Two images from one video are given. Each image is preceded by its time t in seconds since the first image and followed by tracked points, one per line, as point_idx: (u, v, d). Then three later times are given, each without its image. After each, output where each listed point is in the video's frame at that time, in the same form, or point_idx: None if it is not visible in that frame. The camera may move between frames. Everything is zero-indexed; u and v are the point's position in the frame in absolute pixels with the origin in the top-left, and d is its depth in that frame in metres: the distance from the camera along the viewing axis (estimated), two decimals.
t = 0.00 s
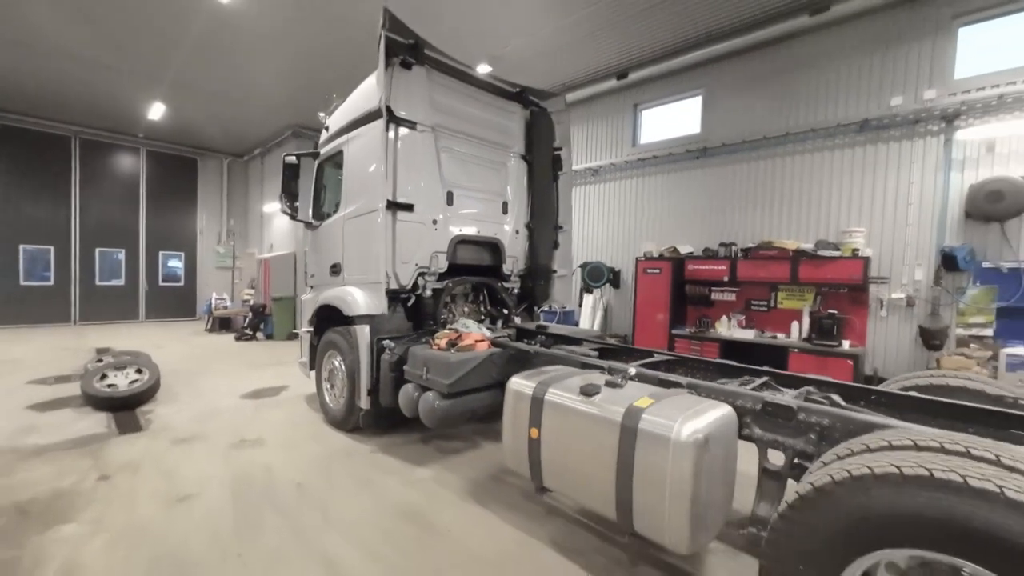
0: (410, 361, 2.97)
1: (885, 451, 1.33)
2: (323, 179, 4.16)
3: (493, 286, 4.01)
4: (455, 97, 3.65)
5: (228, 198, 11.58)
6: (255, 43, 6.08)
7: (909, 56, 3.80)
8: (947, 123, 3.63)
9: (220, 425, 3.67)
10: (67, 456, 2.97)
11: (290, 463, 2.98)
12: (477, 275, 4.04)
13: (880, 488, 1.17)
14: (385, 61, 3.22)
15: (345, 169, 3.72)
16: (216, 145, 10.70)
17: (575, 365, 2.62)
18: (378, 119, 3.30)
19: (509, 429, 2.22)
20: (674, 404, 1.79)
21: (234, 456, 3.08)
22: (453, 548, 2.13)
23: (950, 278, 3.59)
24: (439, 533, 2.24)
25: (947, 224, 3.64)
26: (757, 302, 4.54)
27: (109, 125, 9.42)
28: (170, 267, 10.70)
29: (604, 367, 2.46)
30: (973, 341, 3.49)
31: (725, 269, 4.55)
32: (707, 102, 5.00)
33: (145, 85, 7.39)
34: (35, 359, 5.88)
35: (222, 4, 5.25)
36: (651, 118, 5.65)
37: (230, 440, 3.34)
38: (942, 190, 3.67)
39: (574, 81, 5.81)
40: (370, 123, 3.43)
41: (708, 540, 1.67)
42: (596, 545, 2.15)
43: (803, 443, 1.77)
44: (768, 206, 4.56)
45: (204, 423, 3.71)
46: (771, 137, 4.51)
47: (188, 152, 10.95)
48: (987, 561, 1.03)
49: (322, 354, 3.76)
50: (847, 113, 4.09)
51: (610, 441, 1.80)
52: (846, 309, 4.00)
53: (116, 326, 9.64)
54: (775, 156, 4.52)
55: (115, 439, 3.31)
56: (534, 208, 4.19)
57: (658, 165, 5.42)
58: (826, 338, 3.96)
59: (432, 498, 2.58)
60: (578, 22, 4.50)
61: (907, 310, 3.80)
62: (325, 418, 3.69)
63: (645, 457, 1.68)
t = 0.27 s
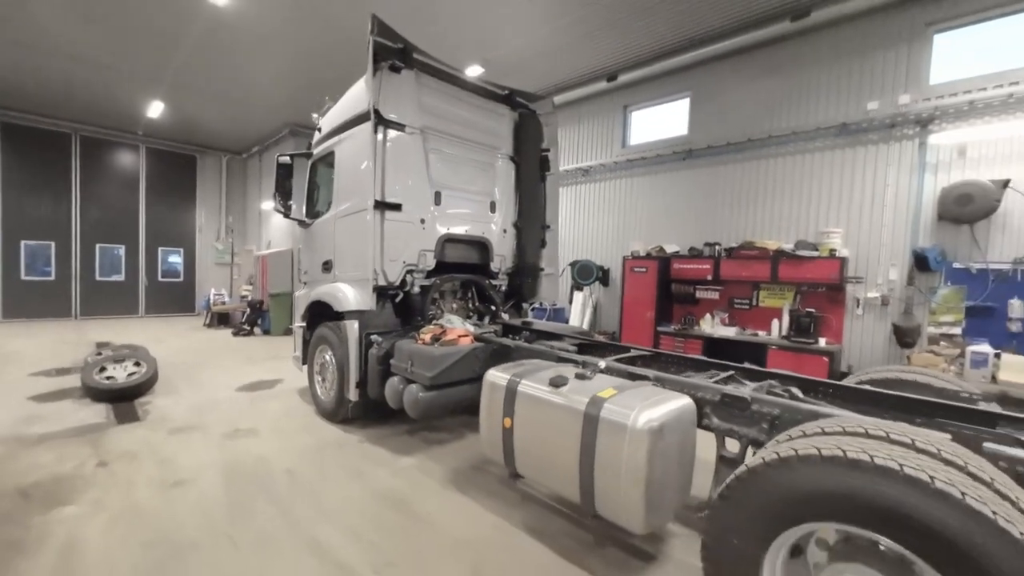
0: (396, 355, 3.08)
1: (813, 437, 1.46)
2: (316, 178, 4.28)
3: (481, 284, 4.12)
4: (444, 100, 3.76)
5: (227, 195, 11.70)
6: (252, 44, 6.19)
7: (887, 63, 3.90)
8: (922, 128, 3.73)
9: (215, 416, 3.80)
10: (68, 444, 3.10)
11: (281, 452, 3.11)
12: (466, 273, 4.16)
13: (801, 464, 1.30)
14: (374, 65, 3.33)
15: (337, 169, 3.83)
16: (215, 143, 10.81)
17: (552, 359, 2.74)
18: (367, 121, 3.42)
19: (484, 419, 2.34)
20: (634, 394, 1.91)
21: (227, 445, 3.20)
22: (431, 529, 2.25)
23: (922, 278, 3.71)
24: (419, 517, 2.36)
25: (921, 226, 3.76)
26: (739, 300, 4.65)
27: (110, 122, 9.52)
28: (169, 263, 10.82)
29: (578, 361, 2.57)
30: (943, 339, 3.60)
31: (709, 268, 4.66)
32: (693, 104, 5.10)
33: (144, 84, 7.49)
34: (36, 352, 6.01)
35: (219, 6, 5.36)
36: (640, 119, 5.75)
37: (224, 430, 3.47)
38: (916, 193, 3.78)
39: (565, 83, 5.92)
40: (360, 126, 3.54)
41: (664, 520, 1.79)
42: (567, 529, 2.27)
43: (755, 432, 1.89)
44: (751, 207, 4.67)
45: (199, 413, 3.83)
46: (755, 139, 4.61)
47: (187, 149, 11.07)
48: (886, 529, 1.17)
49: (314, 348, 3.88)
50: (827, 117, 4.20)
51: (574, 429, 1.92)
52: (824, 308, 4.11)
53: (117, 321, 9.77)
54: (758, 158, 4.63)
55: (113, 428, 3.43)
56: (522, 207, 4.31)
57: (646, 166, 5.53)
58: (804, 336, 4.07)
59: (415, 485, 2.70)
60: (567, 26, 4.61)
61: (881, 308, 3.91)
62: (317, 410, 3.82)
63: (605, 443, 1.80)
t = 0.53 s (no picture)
0: (372, 342, 3.17)
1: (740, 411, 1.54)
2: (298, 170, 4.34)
3: (460, 275, 4.20)
4: (423, 94, 3.83)
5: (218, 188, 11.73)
6: (239, 37, 6.22)
7: (856, 61, 4.00)
8: (889, 125, 3.83)
9: (198, 403, 3.88)
10: (51, 428, 3.17)
11: (259, 437, 3.19)
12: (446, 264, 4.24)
13: (720, 433, 1.38)
14: (351, 59, 3.40)
15: (317, 161, 3.90)
16: (206, 136, 10.84)
17: (520, 345, 2.82)
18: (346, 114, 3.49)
19: (450, 400, 2.43)
20: (586, 376, 2.00)
21: (207, 430, 3.28)
22: (398, 506, 2.34)
23: (888, 271, 3.83)
24: (388, 494, 2.46)
25: (887, 220, 3.87)
26: (715, 293, 4.75)
27: (100, 115, 9.53)
28: (160, 256, 10.85)
29: (544, 346, 2.66)
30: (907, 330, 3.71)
31: (686, 261, 4.75)
32: (673, 100, 5.18)
33: (133, 77, 7.52)
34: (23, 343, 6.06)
35: None
36: (623, 115, 5.83)
37: (205, 416, 3.55)
38: (883, 188, 3.89)
39: (549, 79, 5.99)
40: (338, 119, 3.61)
41: (611, 494, 1.89)
42: (528, 506, 2.36)
43: (701, 411, 1.98)
44: (727, 201, 4.78)
45: (181, 401, 3.91)
46: (731, 135, 4.71)
47: (179, 142, 11.09)
48: (787, 492, 1.24)
49: (295, 337, 3.96)
50: (799, 114, 4.30)
51: (529, 407, 2.01)
52: (795, 300, 4.21)
53: (107, 313, 9.80)
54: (734, 154, 4.72)
55: (96, 414, 3.51)
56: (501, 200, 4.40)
57: (627, 161, 5.62)
58: (775, 327, 4.18)
59: (387, 467, 2.79)
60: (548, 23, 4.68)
61: (850, 300, 4.03)
62: (297, 398, 3.90)
63: (556, 421, 1.90)
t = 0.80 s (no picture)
0: (346, 330, 3.24)
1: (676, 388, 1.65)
2: (277, 162, 4.39)
3: (438, 266, 4.28)
4: (400, 87, 3.88)
5: (206, 180, 11.72)
6: (222, 29, 6.23)
7: (824, 59, 4.12)
8: (855, 121, 3.95)
9: (177, 391, 3.94)
10: (29, 414, 3.23)
11: (236, 422, 3.27)
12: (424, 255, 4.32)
13: (649, 407, 1.49)
14: (327, 52, 3.45)
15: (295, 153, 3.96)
16: (193, 128, 10.80)
17: (489, 332, 2.91)
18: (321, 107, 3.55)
19: (416, 385, 2.51)
20: (541, 359, 2.10)
21: (185, 416, 3.35)
22: (365, 484, 2.43)
23: (851, 263, 3.96)
24: (356, 474, 2.55)
25: (852, 214, 4.00)
26: (690, 285, 4.87)
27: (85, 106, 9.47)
28: (146, 248, 10.82)
29: (510, 333, 2.75)
30: (868, 320, 3.85)
31: (662, 254, 4.86)
32: (651, 95, 5.27)
33: (116, 67, 7.49)
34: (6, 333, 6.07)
35: None
36: (604, 110, 5.92)
37: (184, 403, 3.61)
38: (849, 183, 4.01)
39: (532, 73, 6.05)
40: (314, 112, 3.67)
41: (563, 470, 1.99)
42: (491, 485, 2.46)
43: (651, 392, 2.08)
44: (702, 195, 4.89)
45: (162, 388, 3.96)
46: (706, 130, 4.81)
47: (165, 134, 11.04)
48: (705, 460, 1.35)
49: (274, 326, 4.02)
50: (770, 110, 4.42)
51: (487, 389, 2.10)
52: (765, 292, 4.34)
53: (93, 305, 9.78)
54: (708, 148, 4.83)
55: (75, 401, 3.56)
56: (479, 192, 4.48)
57: (607, 155, 5.71)
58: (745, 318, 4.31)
59: (358, 450, 2.88)
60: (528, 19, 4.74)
61: (816, 292, 4.17)
62: (276, 385, 3.97)
63: (511, 401, 1.99)
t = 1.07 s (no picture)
0: (320, 323, 3.33)
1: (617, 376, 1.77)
2: (255, 158, 4.43)
3: (415, 261, 4.36)
4: (377, 85, 3.95)
5: (189, 173, 11.66)
6: (202, 22, 6.22)
7: (789, 63, 4.29)
8: (817, 123, 4.12)
9: (155, 383, 3.98)
10: (5, 405, 3.27)
11: (212, 413, 3.34)
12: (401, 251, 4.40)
13: (588, 391, 1.61)
14: (302, 50, 3.51)
15: (272, 149, 4.02)
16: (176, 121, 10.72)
17: (457, 325, 3.01)
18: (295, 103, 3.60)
19: (383, 375, 2.61)
20: (498, 350, 2.20)
21: (161, 407, 3.42)
22: (334, 471, 2.53)
23: (812, 261, 4.12)
24: (326, 461, 2.64)
25: (814, 214, 4.15)
26: (663, 281, 5.01)
27: (65, 98, 9.37)
28: (128, 242, 10.73)
29: (477, 326, 2.85)
30: (827, 315, 4.00)
31: (636, 251, 4.98)
32: (628, 95, 5.40)
33: (96, 59, 7.42)
34: None
35: None
36: (583, 109, 6.04)
37: (160, 394, 3.67)
38: (812, 183, 4.17)
39: (512, 72, 6.14)
40: (290, 108, 3.73)
41: (517, 455, 2.10)
42: (454, 471, 2.57)
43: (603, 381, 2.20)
44: (675, 194, 5.03)
45: (139, 380, 4.01)
46: (679, 130, 4.94)
47: (148, 127, 10.95)
48: (633, 441, 1.47)
49: (252, 320, 4.09)
50: (739, 112, 4.57)
51: (447, 378, 2.21)
52: (732, 288, 4.49)
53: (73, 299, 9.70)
54: (681, 148, 4.97)
55: (51, 392, 3.60)
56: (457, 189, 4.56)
57: (586, 153, 5.83)
58: (713, 313, 4.46)
59: (330, 439, 2.97)
60: (506, 19, 4.83)
61: (780, 288, 4.33)
62: (254, 378, 4.05)
63: (469, 389, 2.10)
